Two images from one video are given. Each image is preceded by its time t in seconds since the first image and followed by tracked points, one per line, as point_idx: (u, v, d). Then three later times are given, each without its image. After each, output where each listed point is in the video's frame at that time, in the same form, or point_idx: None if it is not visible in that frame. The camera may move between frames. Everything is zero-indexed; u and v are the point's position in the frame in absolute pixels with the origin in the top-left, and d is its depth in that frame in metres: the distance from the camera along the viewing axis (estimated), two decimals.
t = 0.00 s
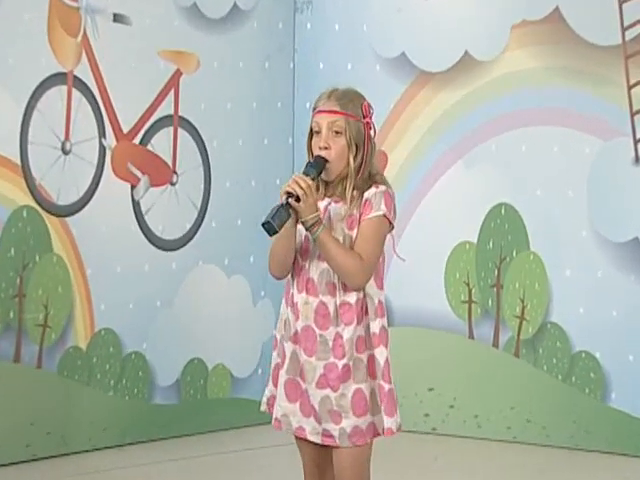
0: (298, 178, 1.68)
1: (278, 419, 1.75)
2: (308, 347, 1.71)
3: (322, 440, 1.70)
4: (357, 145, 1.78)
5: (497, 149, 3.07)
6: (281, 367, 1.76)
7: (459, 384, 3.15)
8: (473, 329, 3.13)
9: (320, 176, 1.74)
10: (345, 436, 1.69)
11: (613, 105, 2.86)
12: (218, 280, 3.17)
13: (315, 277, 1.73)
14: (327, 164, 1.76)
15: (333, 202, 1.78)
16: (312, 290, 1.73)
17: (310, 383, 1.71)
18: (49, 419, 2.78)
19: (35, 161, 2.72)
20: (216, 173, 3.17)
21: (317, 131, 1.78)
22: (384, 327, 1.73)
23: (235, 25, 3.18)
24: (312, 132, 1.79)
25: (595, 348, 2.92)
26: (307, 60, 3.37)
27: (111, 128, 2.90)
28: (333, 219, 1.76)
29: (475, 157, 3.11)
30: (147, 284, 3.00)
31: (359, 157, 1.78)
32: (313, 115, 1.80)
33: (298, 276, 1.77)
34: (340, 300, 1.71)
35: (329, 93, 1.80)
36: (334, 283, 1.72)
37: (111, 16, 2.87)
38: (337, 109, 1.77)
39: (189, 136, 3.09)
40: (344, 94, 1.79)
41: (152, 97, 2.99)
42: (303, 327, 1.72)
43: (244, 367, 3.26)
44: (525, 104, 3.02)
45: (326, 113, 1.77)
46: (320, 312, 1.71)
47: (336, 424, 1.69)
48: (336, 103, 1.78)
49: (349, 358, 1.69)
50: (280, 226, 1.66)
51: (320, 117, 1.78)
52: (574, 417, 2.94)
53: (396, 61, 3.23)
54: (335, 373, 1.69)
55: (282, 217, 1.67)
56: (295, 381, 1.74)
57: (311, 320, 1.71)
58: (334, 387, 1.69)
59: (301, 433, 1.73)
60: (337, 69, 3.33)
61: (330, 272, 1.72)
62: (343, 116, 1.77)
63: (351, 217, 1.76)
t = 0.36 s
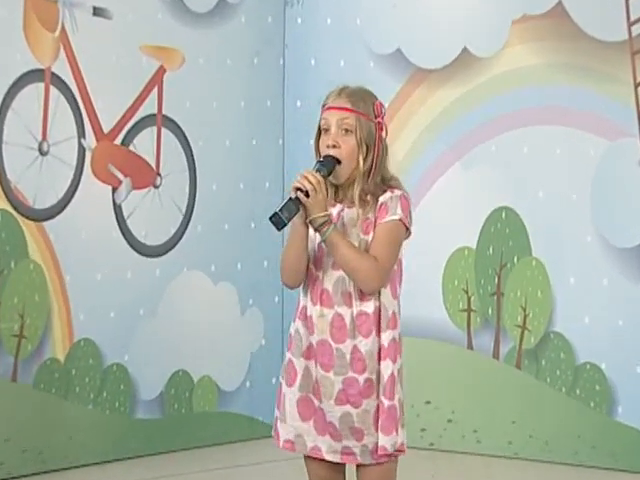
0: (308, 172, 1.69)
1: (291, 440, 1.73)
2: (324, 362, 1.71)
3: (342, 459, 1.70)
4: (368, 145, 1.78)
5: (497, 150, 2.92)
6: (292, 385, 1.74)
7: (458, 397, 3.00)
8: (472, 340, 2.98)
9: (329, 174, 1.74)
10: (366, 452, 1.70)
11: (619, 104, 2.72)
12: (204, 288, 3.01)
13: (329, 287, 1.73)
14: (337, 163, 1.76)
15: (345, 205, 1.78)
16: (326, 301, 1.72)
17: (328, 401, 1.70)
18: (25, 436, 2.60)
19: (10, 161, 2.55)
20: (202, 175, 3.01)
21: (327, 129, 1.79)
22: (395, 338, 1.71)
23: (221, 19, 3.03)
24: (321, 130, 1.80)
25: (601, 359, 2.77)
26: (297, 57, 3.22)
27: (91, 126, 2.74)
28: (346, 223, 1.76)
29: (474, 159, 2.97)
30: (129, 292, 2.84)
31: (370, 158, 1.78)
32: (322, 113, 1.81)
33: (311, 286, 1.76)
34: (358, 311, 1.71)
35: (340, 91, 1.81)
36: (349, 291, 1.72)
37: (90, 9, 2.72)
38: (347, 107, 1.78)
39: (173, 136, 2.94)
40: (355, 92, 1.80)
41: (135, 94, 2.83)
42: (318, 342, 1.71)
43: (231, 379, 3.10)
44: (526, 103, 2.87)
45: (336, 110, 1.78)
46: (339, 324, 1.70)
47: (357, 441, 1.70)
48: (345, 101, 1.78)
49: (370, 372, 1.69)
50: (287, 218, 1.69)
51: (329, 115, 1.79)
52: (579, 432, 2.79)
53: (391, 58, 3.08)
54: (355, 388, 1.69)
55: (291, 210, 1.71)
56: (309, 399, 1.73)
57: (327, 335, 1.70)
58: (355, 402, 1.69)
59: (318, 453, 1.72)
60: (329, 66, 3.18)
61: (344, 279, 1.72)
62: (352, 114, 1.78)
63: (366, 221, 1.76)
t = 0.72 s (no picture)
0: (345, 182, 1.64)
1: (324, 469, 1.67)
2: (362, 384, 1.66)
3: None
4: (397, 151, 1.73)
5: (497, 152, 2.79)
6: (326, 410, 1.68)
7: (458, 412, 2.86)
8: (472, 351, 2.84)
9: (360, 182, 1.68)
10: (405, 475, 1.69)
11: (625, 103, 2.59)
12: (190, 297, 2.87)
13: (367, 304, 1.68)
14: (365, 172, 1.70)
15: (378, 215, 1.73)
16: (363, 320, 1.68)
17: (367, 425, 1.66)
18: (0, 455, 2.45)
19: None
20: (188, 178, 2.87)
21: (353, 134, 1.74)
22: (436, 357, 1.70)
23: (207, 15, 2.90)
24: (348, 136, 1.75)
25: (606, 371, 2.64)
26: (288, 55, 3.08)
27: (70, 127, 2.59)
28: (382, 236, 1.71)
29: (473, 161, 2.83)
30: (111, 301, 2.69)
31: (399, 165, 1.73)
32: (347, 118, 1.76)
33: (346, 304, 1.70)
34: (399, 330, 1.68)
35: (366, 96, 1.76)
36: (388, 308, 1.68)
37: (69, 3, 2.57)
38: (375, 111, 1.73)
39: (158, 137, 2.79)
40: (381, 95, 1.76)
41: (117, 93, 2.68)
42: (355, 363, 1.67)
43: (219, 393, 2.95)
44: (527, 103, 2.74)
45: (361, 116, 1.73)
46: (378, 344, 1.66)
47: (396, 465, 1.68)
48: (371, 104, 1.74)
49: (412, 393, 1.68)
50: (331, 229, 1.63)
51: (355, 120, 1.74)
52: (585, 448, 2.65)
53: (385, 55, 2.94)
54: (396, 410, 1.66)
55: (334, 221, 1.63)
56: (343, 425, 1.68)
57: (365, 355, 1.66)
58: (396, 425, 1.67)
59: None
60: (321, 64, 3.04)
61: (383, 295, 1.68)
62: (380, 118, 1.73)
63: (403, 234, 1.72)
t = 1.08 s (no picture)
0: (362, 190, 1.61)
1: None
2: (371, 396, 1.61)
3: None
4: (415, 155, 1.67)
5: (497, 154, 2.65)
6: (331, 420, 1.64)
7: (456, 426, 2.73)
8: (470, 364, 2.71)
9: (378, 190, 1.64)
10: None
11: (633, 103, 2.43)
12: (173, 307, 2.73)
13: (379, 313, 1.63)
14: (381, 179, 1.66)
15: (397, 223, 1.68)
16: (374, 329, 1.63)
17: (373, 440, 1.61)
18: None
19: None
20: (172, 181, 2.72)
21: (368, 139, 1.69)
22: (452, 374, 1.63)
23: (191, 10, 2.76)
24: (362, 142, 1.70)
25: (613, 385, 2.49)
26: (277, 52, 2.94)
27: (46, 127, 2.44)
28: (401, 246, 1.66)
29: (471, 164, 2.70)
30: (89, 311, 2.54)
31: (418, 169, 1.67)
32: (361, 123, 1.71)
33: (358, 312, 1.65)
34: (412, 343, 1.61)
35: (381, 98, 1.71)
36: (401, 320, 1.62)
37: None
38: (390, 114, 1.68)
39: (139, 138, 2.65)
40: (396, 97, 1.70)
41: (97, 91, 2.54)
42: (364, 374, 1.62)
43: (204, 408, 2.81)
44: (527, 104, 2.60)
45: (375, 120, 1.68)
46: (390, 356, 1.61)
47: None
48: (385, 108, 1.69)
49: (421, 411, 1.61)
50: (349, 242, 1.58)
51: (369, 125, 1.69)
52: (589, 466, 2.52)
53: (379, 53, 2.79)
54: (404, 428, 1.60)
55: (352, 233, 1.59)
56: (349, 437, 1.63)
57: (373, 367, 1.61)
58: (403, 442, 1.60)
59: None
60: (311, 62, 2.89)
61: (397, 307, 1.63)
62: (395, 121, 1.67)
63: (421, 244, 1.67)
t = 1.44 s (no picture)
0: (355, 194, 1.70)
1: None
2: (360, 407, 1.73)
3: None
4: (419, 153, 1.76)
5: (497, 155, 2.52)
6: (319, 429, 1.78)
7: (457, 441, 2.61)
8: (470, 376, 2.58)
9: (376, 191, 1.74)
10: None
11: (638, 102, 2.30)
12: (158, 316, 2.60)
13: (370, 322, 1.75)
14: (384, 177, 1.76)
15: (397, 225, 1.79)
16: (365, 338, 1.75)
17: (360, 453, 1.74)
18: None
19: None
20: (156, 184, 2.59)
21: (371, 139, 1.79)
22: (447, 388, 1.73)
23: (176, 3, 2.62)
24: (365, 140, 1.81)
25: (620, 398, 2.37)
26: (266, 48, 2.81)
27: (23, 125, 2.29)
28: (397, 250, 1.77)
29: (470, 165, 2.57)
30: (69, 320, 2.40)
31: (422, 167, 1.77)
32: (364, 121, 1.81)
33: (350, 321, 1.78)
34: (402, 356, 1.72)
35: (384, 96, 1.80)
36: (392, 329, 1.74)
37: None
38: (395, 113, 1.77)
39: (122, 138, 2.51)
40: (399, 95, 1.80)
41: (76, 88, 2.40)
42: (353, 383, 1.74)
43: (190, 421, 2.68)
44: (527, 102, 2.46)
45: (379, 118, 1.78)
46: (379, 368, 1.72)
47: None
48: (389, 107, 1.78)
49: (409, 425, 1.71)
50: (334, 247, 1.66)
51: (373, 123, 1.78)
52: None
53: (373, 48, 2.66)
54: (392, 441, 1.71)
55: (338, 239, 1.68)
56: (336, 447, 1.76)
57: (363, 376, 1.73)
58: (389, 454, 1.71)
59: None
60: (302, 58, 2.76)
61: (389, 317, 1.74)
62: (399, 119, 1.77)
63: (418, 249, 1.77)
